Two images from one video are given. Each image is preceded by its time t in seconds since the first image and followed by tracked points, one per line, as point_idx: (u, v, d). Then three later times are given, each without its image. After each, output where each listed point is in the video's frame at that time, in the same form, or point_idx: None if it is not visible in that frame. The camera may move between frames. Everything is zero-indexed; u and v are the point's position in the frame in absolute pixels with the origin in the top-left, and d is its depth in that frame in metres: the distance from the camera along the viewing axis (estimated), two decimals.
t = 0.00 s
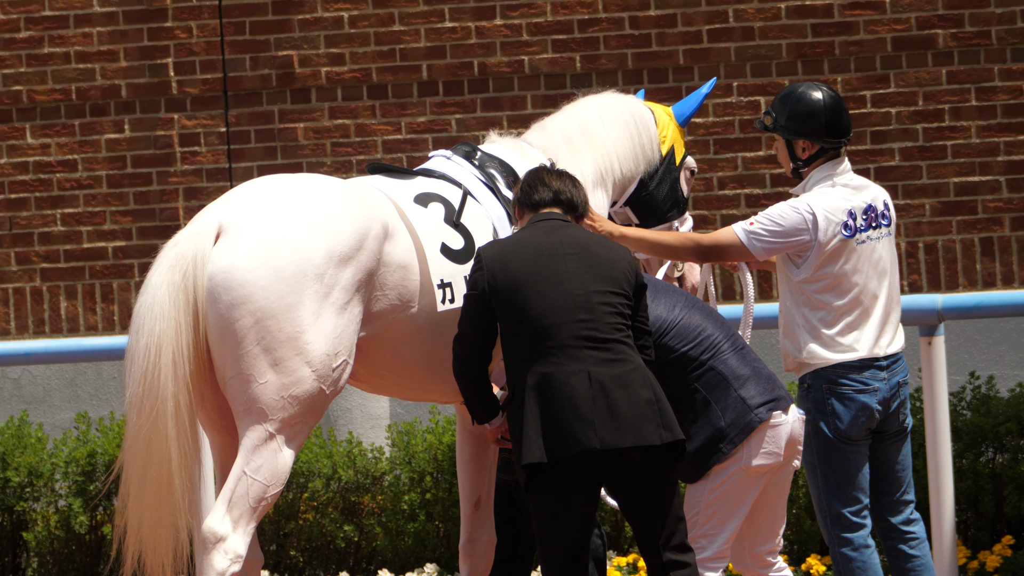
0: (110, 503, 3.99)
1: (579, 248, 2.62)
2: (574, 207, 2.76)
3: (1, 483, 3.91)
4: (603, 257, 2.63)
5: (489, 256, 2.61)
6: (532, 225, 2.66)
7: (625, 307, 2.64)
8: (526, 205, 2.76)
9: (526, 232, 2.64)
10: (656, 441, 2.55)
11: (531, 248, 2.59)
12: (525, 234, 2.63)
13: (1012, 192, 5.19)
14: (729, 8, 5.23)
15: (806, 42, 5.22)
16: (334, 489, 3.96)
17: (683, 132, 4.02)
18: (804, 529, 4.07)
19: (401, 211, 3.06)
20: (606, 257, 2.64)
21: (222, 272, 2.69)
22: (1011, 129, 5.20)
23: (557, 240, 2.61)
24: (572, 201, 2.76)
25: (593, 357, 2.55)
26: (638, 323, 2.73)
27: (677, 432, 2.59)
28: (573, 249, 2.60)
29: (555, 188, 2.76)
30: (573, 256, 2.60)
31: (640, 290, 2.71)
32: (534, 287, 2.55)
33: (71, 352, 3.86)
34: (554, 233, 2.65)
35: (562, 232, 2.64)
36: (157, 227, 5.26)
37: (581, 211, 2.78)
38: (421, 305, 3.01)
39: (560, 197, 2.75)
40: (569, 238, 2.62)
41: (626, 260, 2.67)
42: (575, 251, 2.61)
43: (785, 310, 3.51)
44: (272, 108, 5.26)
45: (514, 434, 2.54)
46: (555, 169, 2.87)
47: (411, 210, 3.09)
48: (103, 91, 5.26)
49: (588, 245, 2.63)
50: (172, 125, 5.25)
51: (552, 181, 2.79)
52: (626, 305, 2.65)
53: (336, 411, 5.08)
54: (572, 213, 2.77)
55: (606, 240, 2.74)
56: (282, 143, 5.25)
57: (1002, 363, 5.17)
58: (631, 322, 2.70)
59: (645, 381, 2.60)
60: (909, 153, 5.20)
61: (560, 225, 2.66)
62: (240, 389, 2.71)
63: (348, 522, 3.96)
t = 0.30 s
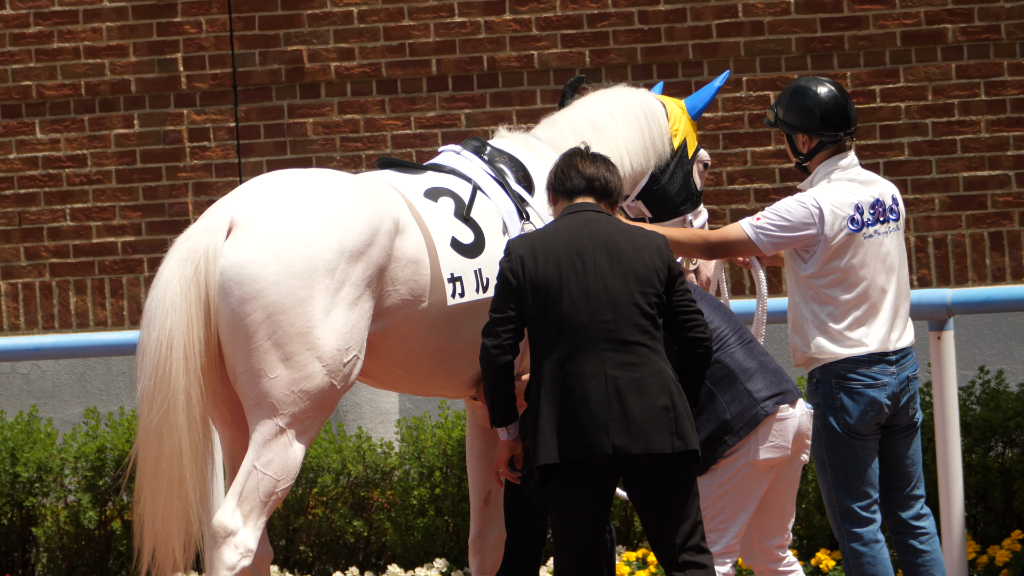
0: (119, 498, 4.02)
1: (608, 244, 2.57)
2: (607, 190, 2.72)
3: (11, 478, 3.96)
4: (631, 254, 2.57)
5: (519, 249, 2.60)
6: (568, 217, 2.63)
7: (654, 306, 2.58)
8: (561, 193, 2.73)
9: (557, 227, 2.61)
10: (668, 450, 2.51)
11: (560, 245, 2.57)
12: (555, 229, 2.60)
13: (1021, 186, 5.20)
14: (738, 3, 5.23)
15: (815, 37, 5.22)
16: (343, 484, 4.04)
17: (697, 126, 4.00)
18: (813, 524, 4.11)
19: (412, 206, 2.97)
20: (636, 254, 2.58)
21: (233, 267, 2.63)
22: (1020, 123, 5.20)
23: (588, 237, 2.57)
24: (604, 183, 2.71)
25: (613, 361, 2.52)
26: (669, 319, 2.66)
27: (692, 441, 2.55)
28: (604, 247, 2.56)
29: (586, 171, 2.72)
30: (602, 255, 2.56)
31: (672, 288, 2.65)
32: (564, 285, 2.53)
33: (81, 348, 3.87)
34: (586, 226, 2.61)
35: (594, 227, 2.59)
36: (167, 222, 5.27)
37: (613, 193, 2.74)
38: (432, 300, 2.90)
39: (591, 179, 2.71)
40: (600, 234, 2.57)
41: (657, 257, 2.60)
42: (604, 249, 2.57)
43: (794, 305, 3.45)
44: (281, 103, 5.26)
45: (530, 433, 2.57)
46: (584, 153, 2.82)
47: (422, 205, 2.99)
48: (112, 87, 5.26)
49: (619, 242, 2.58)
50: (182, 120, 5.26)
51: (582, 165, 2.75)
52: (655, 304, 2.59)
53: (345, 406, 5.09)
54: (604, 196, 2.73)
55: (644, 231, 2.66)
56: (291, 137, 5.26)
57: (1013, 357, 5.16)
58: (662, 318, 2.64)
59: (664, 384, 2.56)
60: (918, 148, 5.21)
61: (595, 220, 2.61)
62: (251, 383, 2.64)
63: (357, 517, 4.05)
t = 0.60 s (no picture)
0: (124, 494, 4.05)
1: (644, 239, 2.54)
2: (648, 178, 2.68)
3: (16, 474, 3.98)
4: (667, 249, 2.54)
5: (557, 241, 2.58)
6: (605, 209, 2.60)
7: (687, 303, 2.55)
8: (602, 179, 2.70)
9: (595, 218, 2.59)
10: (695, 450, 2.50)
11: (596, 239, 2.55)
12: (594, 219, 2.58)
13: None
14: None
15: (819, 32, 5.22)
16: (348, 479, 4.08)
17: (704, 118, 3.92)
18: (818, 519, 4.14)
19: (416, 202, 2.93)
20: (670, 251, 2.54)
21: (237, 262, 2.61)
22: None
23: (624, 232, 2.54)
24: (645, 170, 2.67)
25: (643, 358, 2.51)
26: (704, 315, 2.62)
27: (719, 442, 2.53)
28: (640, 242, 2.53)
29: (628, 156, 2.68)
30: (636, 250, 2.53)
31: (708, 284, 2.59)
32: (598, 277, 2.52)
33: (85, 344, 3.85)
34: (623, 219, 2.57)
35: (630, 221, 2.55)
36: (171, 217, 5.27)
37: (655, 181, 2.69)
38: (436, 296, 2.87)
39: (632, 165, 2.67)
40: (636, 229, 2.54)
41: (693, 252, 2.56)
42: (640, 245, 2.53)
43: (799, 300, 3.44)
44: (286, 98, 5.26)
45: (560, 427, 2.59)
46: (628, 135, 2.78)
47: (426, 200, 2.95)
48: (116, 82, 5.26)
49: (655, 238, 2.54)
50: (186, 116, 5.26)
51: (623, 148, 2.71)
52: (688, 301, 2.55)
53: (350, 402, 5.09)
54: (645, 184, 2.69)
55: (682, 224, 2.61)
56: (296, 133, 5.26)
57: (1017, 352, 5.16)
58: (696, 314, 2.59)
59: (694, 383, 2.54)
60: (922, 143, 5.21)
61: (633, 211, 2.58)
62: (255, 379, 2.63)
63: (362, 512, 4.09)
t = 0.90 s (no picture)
0: (124, 490, 4.05)
1: (676, 235, 2.54)
2: (681, 169, 2.68)
3: (16, 470, 4.00)
4: (699, 246, 2.54)
5: (589, 233, 2.59)
6: (638, 203, 2.60)
7: (716, 300, 2.55)
8: (634, 167, 2.72)
9: (628, 210, 2.59)
10: (717, 449, 2.50)
11: (627, 232, 2.55)
12: (626, 212, 2.58)
13: None
14: None
15: (820, 28, 5.22)
16: (348, 476, 4.10)
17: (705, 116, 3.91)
18: (818, 515, 4.15)
19: (417, 197, 2.92)
20: (701, 247, 2.54)
21: (238, 258, 2.61)
22: None
23: (656, 226, 2.54)
24: (679, 160, 2.67)
25: (669, 355, 2.52)
26: (733, 313, 2.60)
27: (743, 442, 2.53)
28: (671, 238, 2.53)
29: (662, 143, 2.68)
30: (667, 247, 2.53)
31: (738, 283, 2.58)
32: (628, 272, 2.53)
33: (86, 340, 3.85)
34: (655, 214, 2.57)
35: (661, 216, 2.55)
36: (172, 214, 5.27)
37: (689, 171, 2.70)
38: (436, 291, 2.86)
39: (665, 154, 2.67)
40: (668, 225, 2.54)
41: (724, 250, 2.55)
42: (671, 240, 2.53)
43: (800, 295, 3.43)
44: (286, 94, 5.26)
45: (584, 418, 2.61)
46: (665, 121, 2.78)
47: (427, 196, 2.94)
48: (117, 79, 5.26)
49: (687, 234, 2.54)
50: (187, 112, 5.26)
51: (657, 135, 2.71)
52: (718, 299, 2.55)
53: (351, 398, 5.09)
54: (680, 174, 2.70)
55: (714, 221, 2.60)
56: (297, 129, 5.26)
57: (1018, 348, 5.16)
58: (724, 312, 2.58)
59: (719, 381, 2.55)
60: (923, 139, 5.21)
61: (666, 206, 2.57)
62: (255, 374, 2.63)
63: (363, 508, 4.11)
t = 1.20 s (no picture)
0: (126, 487, 4.06)
1: (710, 229, 2.58)
2: (708, 162, 2.70)
3: (19, 466, 4.02)
4: (732, 240, 2.59)
5: (623, 223, 2.58)
6: (671, 195, 2.62)
7: (744, 294, 2.60)
8: (660, 162, 2.72)
9: (663, 201, 2.61)
10: (745, 442, 2.54)
11: (664, 224, 2.57)
12: (661, 203, 2.60)
13: None
14: None
15: (822, 23, 5.23)
16: (350, 472, 4.12)
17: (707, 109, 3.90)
18: (820, 510, 4.15)
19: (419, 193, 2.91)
20: (736, 241, 2.59)
21: (241, 253, 2.60)
22: None
23: (691, 220, 2.58)
24: (706, 153, 2.70)
25: (700, 348, 2.54)
26: (760, 307, 2.66)
27: (768, 436, 2.58)
28: (706, 231, 2.57)
29: (688, 137, 2.70)
30: (702, 240, 2.57)
31: (767, 278, 2.64)
32: (664, 264, 2.54)
33: (89, 335, 3.88)
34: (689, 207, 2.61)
35: (696, 210, 2.59)
36: (173, 210, 5.27)
37: (715, 163, 2.73)
38: (438, 286, 2.85)
39: (693, 147, 2.69)
40: (703, 218, 2.58)
41: (757, 245, 2.61)
42: (706, 233, 2.57)
43: (800, 289, 3.43)
44: (288, 90, 5.26)
45: (610, 409, 2.60)
46: (685, 113, 2.80)
47: (427, 191, 2.94)
48: (119, 75, 5.26)
49: (720, 228, 2.58)
50: (189, 108, 5.26)
51: (681, 128, 2.73)
52: (750, 293, 2.60)
53: (353, 394, 5.09)
54: (706, 167, 2.72)
55: (746, 215, 2.66)
56: (298, 125, 5.26)
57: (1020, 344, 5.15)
58: (754, 306, 2.64)
59: (746, 374, 2.59)
60: (925, 134, 5.21)
61: (700, 199, 2.61)
62: (258, 370, 2.63)
63: (365, 504, 4.12)
